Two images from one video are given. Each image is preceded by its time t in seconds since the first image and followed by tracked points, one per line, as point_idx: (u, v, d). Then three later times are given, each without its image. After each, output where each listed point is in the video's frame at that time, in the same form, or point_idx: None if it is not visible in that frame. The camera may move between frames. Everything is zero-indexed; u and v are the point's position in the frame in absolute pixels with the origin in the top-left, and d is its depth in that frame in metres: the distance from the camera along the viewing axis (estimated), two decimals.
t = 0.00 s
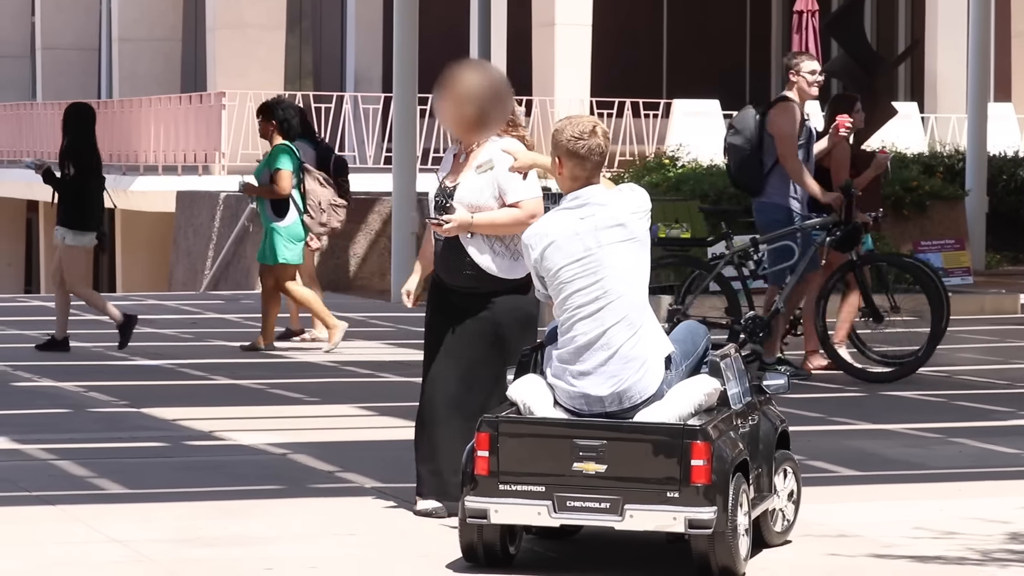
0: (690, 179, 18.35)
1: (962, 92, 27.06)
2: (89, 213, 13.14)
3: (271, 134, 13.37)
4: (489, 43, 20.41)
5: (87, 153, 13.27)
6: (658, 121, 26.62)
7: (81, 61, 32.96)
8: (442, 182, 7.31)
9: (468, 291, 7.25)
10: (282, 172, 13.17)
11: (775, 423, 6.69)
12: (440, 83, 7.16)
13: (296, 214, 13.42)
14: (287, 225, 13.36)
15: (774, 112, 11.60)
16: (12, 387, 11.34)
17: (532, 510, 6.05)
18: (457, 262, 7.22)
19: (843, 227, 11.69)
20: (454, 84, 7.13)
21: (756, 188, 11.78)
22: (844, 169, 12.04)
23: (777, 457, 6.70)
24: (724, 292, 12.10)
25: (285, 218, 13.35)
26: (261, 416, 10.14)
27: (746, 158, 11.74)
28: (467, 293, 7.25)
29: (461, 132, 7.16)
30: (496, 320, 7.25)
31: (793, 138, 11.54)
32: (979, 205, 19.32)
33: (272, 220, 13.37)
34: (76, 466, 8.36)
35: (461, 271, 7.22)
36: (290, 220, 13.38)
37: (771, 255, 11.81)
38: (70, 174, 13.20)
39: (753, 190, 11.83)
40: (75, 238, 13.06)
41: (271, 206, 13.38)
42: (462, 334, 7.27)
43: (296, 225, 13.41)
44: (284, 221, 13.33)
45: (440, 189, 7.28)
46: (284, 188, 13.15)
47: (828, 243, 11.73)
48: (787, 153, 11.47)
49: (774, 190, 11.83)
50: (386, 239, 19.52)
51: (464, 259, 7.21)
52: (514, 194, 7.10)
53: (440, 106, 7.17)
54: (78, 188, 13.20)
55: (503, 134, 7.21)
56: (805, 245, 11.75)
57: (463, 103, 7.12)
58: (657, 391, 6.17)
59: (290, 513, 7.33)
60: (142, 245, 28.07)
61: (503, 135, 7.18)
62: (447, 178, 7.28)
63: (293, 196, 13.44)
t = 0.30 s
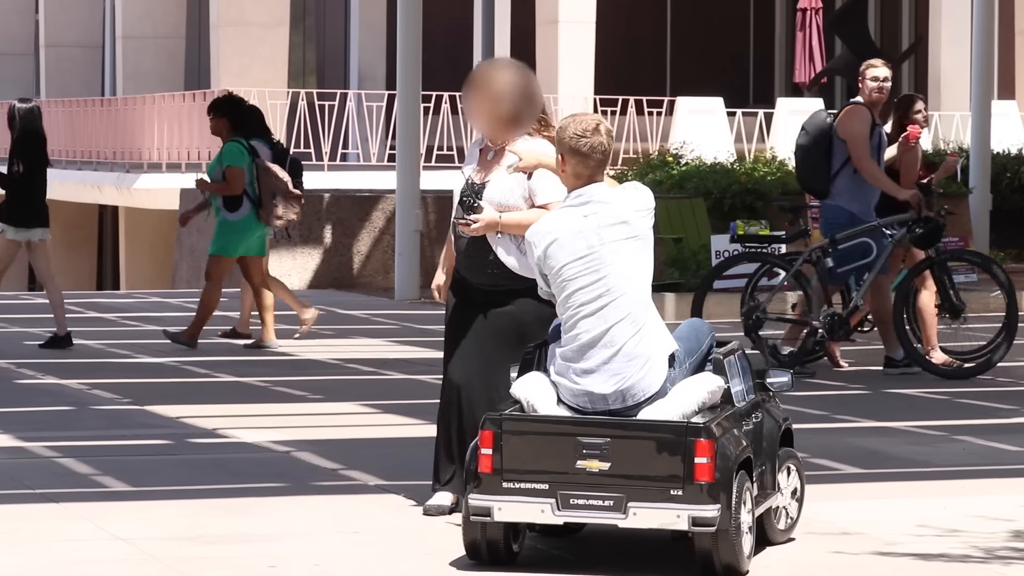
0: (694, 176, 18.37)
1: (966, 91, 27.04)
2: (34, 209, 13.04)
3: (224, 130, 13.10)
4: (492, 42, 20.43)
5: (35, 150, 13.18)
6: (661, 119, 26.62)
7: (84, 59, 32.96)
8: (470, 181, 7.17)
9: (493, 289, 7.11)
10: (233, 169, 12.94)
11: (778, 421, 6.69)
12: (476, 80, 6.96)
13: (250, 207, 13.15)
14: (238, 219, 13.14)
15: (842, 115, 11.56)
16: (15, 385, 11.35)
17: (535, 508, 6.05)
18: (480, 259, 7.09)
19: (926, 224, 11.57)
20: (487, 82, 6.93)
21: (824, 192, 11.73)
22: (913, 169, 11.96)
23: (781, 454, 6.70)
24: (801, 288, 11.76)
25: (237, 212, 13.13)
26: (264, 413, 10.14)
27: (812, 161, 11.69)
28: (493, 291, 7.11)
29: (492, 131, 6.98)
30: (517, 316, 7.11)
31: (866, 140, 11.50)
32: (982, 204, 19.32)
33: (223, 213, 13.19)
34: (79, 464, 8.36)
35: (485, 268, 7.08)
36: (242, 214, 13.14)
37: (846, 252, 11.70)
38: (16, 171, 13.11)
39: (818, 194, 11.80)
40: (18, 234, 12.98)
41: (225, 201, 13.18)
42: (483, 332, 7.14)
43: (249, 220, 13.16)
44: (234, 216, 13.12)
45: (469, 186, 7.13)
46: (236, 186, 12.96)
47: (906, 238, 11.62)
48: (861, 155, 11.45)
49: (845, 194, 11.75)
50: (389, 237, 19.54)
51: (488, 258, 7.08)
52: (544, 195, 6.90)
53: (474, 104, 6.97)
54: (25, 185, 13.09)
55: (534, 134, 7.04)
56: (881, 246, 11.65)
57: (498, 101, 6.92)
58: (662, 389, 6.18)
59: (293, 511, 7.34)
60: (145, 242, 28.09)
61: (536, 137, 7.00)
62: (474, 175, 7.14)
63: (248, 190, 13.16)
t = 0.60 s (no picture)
0: (697, 175, 18.21)
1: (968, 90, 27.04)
2: None
3: (170, 124, 13.42)
4: (494, 40, 20.46)
5: None
6: (663, 116, 26.62)
7: (87, 57, 32.98)
8: (483, 176, 7.12)
9: (504, 287, 7.14)
10: (176, 162, 13.30)
11: (780, 418, 6.68)
12: (505, 75, 6.96)
13: (190, 202, 13.51)
14: (179, 213, 13.48)
15: (915, 106, 11.65)
16: (16, 382, 11.36)
17: (536, 506, 6.04)
18: (494, 257, 7.11)
19: (998, 222, 11.65)
20: (516, 78, 6.94)
21: (890, 179, 11.78)
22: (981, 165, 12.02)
23: (782, 453, 6.70)
24: (867, 284, 11.69)
25: (178, 204, 13.48)
26: (266, 411, 10.15)
27: (883, 148, 11.76)
28: (500, 287, 7.15)
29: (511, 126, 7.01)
30: (528, 309, 7.15)
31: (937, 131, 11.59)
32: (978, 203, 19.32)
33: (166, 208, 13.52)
34: (80, 461, 8.36)
35: (498, 266, 7.11)
36: (183, 208, 13.50)
37: (918, 247, 11.71)
38: None
39: (887, 182, 11.82)
40: None
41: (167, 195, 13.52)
42: (498, 329, 7.18)
43: (190, 214, 13.51)
44: (176, 209, 13.46)
45: (479, 180, 7.12)
46: (178, 178, 13.30)
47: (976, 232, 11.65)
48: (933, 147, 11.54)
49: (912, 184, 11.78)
50: (390, 234, 19.55)
51: (503, 255, 7.09)
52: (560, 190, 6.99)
53: (503, 99, 6.96)
54: None
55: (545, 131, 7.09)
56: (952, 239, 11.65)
57: (526, 96, 6.96)
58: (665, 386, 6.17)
59: (295, 508, 7.33)
60: (147, 239, 28.12)
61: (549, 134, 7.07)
62: (486, 171, 7.11)
63: (190, 185, 13.53)
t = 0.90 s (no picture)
0: (696, 172, 18.40)
1: (967, 87, 27.08)
2: None
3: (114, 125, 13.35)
4: (494, 38, 20.46)
5: None
6: (662, 114, 26.63)
7: (87, 53, 32.97)
8: (488, 173, 7.17)
9: (513, 283, 7.17)
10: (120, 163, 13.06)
11: (779, 416, 6.68)
12: (511, 69, 7.11)
13: (138, 202, 13.19)
14: (128, 215, 13.15)
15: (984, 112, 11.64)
16: (16, 379, 11.36)
17: (536, 503, 6.05)
18: (507, 254, 7.12)
19: None
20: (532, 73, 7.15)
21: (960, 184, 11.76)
22: None
23: (782, 450, 6.69)
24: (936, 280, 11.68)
25: (126, 207, 13.16)
26: (266, 408, 10.15)
27: (954, 155, 11.78)
28: (508, 284, 7.17)
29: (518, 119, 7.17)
30: (533, 308, 7.17)
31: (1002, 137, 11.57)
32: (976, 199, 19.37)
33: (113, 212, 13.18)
34: (80, 458, 8.37)
35: (515, 263, 7.13)
36: (131, 210, 13.17)
37: (985, 246, 11.68)
38: None
39: (957, 187, 11.81)
40: None
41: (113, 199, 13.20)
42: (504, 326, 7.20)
43: (139, 215, 13.18)
44: (124, 211, 13.14)
45: (484, 179, 7.17)
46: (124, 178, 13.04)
47: None
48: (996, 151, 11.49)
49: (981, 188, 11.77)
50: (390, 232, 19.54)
51: (517, 254, 7.13)
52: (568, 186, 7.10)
53: (505, 93, 7.11)
54: None
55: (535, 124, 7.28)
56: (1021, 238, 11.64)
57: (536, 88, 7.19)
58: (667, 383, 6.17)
59: (296, 506, 7.33)
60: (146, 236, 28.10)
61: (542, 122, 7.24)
62: (491, 168, 7.17)
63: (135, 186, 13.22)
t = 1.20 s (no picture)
0: (695, 171, 18.42)
1: (966, 84, 27.10)
2: None
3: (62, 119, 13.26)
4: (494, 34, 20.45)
5: None
6: (661, 111, 26.63)
7: (85, 51, 32.98)
8: (485, 171, 7.17)
9: (514, 280, 7.19)
10: (68, 157, 12.96)
11: (779, 414, 6.68)
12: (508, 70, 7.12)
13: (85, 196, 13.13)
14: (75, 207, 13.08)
15: None
16: (15, 377, 11.36)
17: (535, 501, 6.05)
18: (510, 252, 7.14)
19: None
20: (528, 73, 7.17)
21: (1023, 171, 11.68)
22: None
23: (781, 448, 6.69)
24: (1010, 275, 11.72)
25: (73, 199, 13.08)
26: (265, 406, 10.15)
27: (1019, 142, 11.76)
28: (508, 282, 7.18)
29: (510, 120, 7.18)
30: (533, 305, 7.20)
31: None
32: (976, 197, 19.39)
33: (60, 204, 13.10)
34: (80, 456, 8.37)
35: (517, 260, 7.15)
36: (79, 202, 13.09)
37: None
38: None
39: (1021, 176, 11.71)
40: None
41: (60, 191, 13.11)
42: (505, 324, 7.22)
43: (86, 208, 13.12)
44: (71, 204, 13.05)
45: (482, 177, 7.17)
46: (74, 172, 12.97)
47: None
48: None
49: None
50: (389, 229, 19.51)
51: (519, 252, 7.14)
52: (564, 180, 7.14)
53: (501, 93, 7.13)
54: None
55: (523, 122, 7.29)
56: None
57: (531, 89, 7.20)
58: (666, 381, 6.16)
59: (296, 503, 7.33)
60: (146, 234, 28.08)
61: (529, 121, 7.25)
62: (488, 165, 7.18)
63: (83, 178, 13.17)
